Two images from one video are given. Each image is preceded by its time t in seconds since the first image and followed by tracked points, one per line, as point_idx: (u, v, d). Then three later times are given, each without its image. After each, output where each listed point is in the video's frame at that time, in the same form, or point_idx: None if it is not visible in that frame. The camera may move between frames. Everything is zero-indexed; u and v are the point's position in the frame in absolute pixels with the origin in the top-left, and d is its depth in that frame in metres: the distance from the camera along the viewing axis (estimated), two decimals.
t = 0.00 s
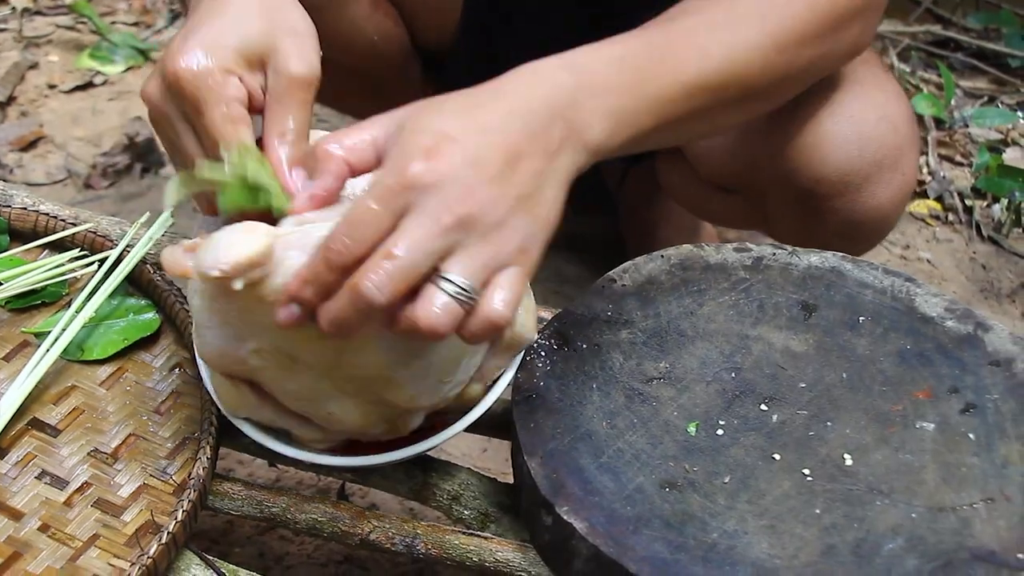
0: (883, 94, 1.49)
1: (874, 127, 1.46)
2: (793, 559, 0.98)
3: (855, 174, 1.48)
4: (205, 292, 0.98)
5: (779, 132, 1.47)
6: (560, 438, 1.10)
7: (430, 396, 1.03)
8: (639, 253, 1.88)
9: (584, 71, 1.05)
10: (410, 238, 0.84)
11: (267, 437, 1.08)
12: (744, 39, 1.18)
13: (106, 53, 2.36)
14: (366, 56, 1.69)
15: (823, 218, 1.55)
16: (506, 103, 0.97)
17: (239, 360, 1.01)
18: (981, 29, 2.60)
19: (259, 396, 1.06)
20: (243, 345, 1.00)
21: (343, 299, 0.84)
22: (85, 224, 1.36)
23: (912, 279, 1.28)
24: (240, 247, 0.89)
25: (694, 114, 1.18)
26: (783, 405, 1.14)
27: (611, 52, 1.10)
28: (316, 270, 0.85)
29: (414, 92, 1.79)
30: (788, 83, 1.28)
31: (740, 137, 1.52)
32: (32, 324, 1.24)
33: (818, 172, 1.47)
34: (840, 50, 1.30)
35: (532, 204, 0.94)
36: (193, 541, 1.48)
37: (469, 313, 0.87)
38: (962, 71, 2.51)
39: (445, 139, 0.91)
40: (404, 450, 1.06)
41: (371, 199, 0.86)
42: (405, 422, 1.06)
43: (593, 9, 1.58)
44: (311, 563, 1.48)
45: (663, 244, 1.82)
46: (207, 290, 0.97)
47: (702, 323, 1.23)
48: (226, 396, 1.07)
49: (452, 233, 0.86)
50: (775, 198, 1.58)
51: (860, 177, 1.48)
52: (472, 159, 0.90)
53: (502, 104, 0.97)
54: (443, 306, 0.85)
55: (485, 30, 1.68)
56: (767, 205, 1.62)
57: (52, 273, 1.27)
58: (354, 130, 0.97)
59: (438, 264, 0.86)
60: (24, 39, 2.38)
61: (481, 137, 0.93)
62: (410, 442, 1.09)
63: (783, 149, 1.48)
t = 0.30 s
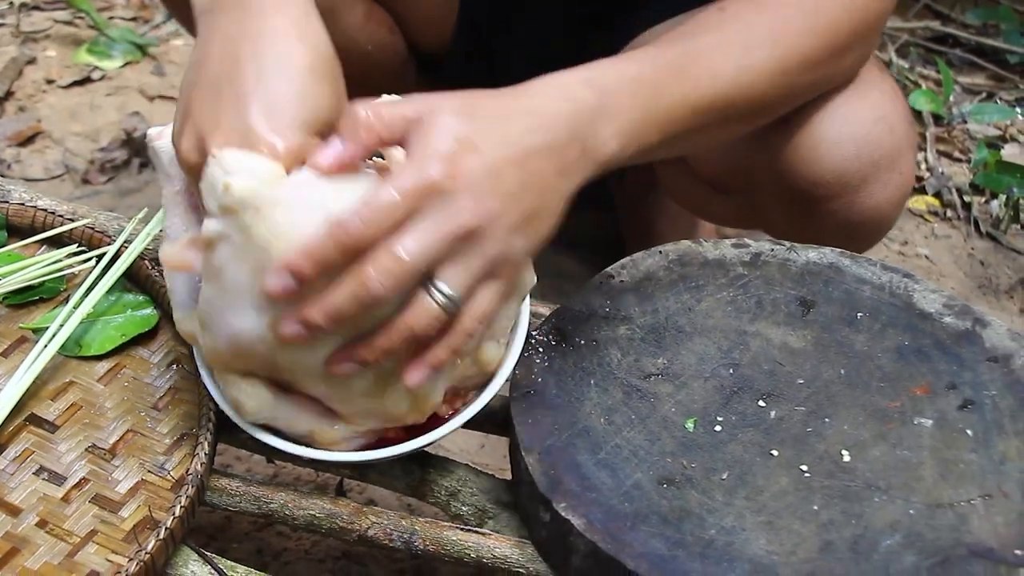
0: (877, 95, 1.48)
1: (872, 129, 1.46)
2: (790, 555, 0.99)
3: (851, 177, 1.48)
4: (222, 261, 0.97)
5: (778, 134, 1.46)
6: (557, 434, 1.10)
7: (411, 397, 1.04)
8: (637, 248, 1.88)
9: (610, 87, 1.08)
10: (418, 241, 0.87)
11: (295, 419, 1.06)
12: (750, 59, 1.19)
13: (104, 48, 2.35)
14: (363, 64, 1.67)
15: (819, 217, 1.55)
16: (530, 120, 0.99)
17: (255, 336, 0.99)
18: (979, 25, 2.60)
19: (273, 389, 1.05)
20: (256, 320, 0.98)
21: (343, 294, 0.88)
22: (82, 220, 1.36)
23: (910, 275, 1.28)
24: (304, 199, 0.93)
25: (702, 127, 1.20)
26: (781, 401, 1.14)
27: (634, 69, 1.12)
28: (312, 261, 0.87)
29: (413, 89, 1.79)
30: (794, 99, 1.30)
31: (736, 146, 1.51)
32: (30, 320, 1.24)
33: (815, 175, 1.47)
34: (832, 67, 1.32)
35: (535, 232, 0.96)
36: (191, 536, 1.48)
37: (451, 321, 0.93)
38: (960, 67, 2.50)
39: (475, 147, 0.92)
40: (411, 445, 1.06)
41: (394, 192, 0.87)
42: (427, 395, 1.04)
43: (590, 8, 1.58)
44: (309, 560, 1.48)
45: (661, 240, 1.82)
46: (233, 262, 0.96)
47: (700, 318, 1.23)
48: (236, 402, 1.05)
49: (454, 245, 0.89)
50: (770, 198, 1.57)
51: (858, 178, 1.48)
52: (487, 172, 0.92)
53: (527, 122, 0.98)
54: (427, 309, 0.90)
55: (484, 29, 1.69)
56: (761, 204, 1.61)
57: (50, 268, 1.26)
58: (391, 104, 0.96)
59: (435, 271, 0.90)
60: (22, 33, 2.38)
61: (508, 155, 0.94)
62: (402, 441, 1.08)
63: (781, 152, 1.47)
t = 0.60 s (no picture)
0: (870, 96, 1.48)
1: (862, 128, 1.46)
2: (788, 554, 0.99)
3: (839, 176, 1.47)
4: (217, 224, 0.97)
5: (772, 130, 1.47)
6: (555, 433, 1.10)
7: (414, 382, 1.05)
8: (635, 245, 1.88)
9: (589, 68, 1.12)
10: (393, 192, 0.91)
11: (307, 406, 1.03)
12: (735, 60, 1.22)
13: (102, 45, 2.35)
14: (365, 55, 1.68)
15: (811, 218, 1.54)
16: (509, 94, 1.03)
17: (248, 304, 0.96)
18: (977, 22, 2.59)
19: (280, 379, 1.02)
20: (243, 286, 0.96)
21: (321, 244, 0.90)
22: (80, 219, 1.36)
23: (908, 273, 1.28)
24: (304, 156, 0.96)
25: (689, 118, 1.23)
26: (779, 400, 1.14)
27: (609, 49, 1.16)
28: (290, 214, 0.90)
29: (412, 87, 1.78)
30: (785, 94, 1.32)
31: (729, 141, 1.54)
32: (29, 319, 1.24)
33: (803, 173, 1.47)
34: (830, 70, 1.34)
35: (506, 205, 1.00)
36: (190, 534, 1.48)
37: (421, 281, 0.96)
38: (958, 64, 2.50)
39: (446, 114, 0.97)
40: (404, 446, 1.06)
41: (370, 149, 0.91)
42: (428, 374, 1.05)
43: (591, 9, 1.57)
44: (308, 557, 1.48)
45: (660, 237, 1.82)
46: (228, 221, 0.96)
47: (698, 317, 1.23)
48: (243, 398, 1.01)
49: (427, 202, 0.93)
50: (761, 193, 1.58)
51: (847, 177, 1.48)
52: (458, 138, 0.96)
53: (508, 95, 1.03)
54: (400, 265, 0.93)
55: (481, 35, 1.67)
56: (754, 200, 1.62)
57: (48, 268, 1.26)
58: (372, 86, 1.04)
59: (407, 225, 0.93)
60: (19, 30, 2.37)
61: (481, 124, 0.99)
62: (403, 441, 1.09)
63: (774, 148, 1.47)
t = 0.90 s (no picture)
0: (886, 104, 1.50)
1: (877, 136, 1.47)
2: (789, 551, 0.98)
3: (853, 184, 1.48)
4: (217, 203, 0.98)
5: (786, 139, 1.45)
6: (556, 429, 1.10)
7: (411, 371, 1.05)
8: (635, 245, 1.88)
9: (667, 69, 1.16)
10: (474, 153, 0.98)
11: (298, 400, 1.03)
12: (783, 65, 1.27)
13: (101, 45, 2.35)
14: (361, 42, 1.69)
15: (820, 223, 1.55)
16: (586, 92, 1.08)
17: (253, 279, 0.97)
18: (977, 20, 2.59)
19: (268, 375, 1.02)
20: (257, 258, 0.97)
21: (394, 187, 0.95)
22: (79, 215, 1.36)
23: (909, 271, 1.28)
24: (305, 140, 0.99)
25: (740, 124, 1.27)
26: (779, 397, 1.14)
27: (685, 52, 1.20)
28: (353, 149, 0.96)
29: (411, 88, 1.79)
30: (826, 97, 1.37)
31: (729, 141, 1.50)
32: (27, 315, 1.24)
33: (818, 180, 1.47)
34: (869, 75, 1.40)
35: (582, 189, 1.07)
36: (189, 533, 1.48)
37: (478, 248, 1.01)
38: (958, 63, 2.50)
39: (523, 100, 1.02)
40: (407, 440, 1.05)
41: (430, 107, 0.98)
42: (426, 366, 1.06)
43: (589, 7, 1.60)
44: (307, 556, 1.47)
45: (660, 237, 1.82)
46: (228, 203, 0.98)
47: (699, 314, 1.23)
48: (231, 393, 1.01)
49: (504, 172, 1.00)
50: (768, 202, 1.57)
51: (861, 185, 1.48)
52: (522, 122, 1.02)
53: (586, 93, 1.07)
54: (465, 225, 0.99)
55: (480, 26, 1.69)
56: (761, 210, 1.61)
57: (46, 263, 1.26)
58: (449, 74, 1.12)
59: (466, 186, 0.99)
60: (19, 30, 2.37)
61: (557, 113, 1.04)
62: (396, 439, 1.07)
63: (788, 155, 1.46)
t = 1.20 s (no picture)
0: (902, 95, 1.49)
1: (894, 127, 1.46)
2: (793, 550, 0.98)
3: (875, 176, 1.47)
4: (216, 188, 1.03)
5: (802, 129, 1.46)
6: (559, 428, 1.10)
7: (418, 352, 1.06)
8: (639, 244, 1.87)
9: (665, 64, 1.18)
10: (485, 145, 1.02)
11: (306, 392, 1.03)
12: (791, 55, 1.27)
13: (105, 42, 2.35)
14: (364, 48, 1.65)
15: (841, 218, 1.55)
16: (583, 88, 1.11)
17: (254, 261, 1.00)
18: (982, 19, 2.58)
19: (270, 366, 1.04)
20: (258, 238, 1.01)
21: (410, 181, 0.99)
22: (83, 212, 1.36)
23: (914, 270, 1.27)
24: (306, 128, 1.05)
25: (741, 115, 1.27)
26: (784, 396, 1.13)
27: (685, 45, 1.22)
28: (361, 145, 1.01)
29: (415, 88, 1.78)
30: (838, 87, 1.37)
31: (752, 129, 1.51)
32: (32, 312, 1.24)
33: (837, 172, 1.47)
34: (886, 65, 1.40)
35: (593, 178, 1.10)
36: (192, 531, 1.48)
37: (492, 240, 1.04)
38: (963, 62, 2.49)
39: (527, 95, 1.07)
40: (412, 437, 1.07)
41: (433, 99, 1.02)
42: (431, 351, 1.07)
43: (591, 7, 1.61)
44: (310, 554, 1.47)
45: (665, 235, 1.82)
46: (228, 186, 1.03)
47: (703, 313, 1.22)
48: (239, 388, 1.03)
49: (514, 162, 1.04)
50: (788, 197, 1.57)
51: (882, 177, 1.48)
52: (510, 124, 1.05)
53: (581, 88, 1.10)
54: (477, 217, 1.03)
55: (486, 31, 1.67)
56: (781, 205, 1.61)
57: (50, 260, 1.26)
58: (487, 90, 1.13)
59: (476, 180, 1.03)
60: (24, 28, 2.38)
61: (566, 107, 1.08)
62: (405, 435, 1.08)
63: (802, 149, 1.47)
